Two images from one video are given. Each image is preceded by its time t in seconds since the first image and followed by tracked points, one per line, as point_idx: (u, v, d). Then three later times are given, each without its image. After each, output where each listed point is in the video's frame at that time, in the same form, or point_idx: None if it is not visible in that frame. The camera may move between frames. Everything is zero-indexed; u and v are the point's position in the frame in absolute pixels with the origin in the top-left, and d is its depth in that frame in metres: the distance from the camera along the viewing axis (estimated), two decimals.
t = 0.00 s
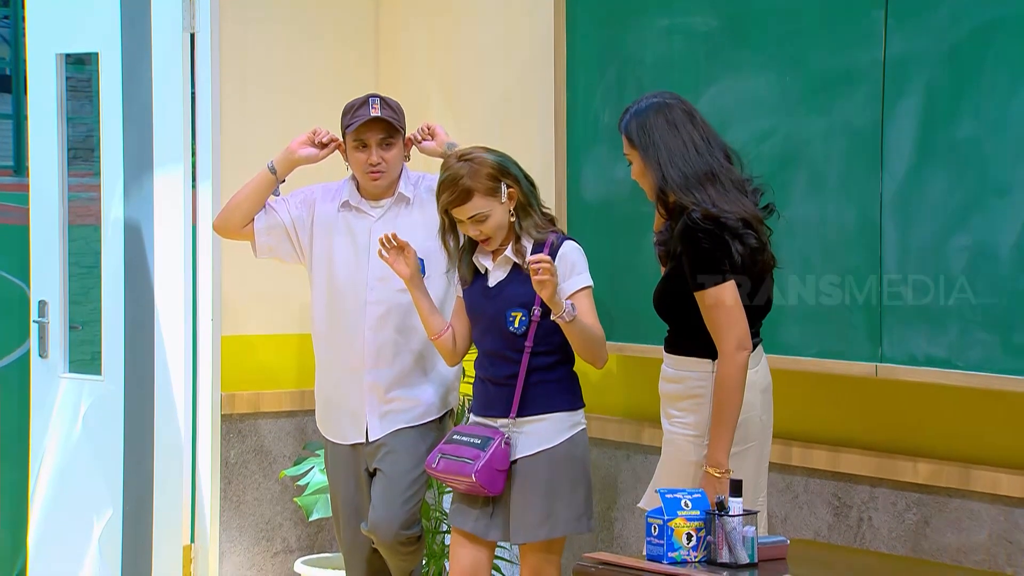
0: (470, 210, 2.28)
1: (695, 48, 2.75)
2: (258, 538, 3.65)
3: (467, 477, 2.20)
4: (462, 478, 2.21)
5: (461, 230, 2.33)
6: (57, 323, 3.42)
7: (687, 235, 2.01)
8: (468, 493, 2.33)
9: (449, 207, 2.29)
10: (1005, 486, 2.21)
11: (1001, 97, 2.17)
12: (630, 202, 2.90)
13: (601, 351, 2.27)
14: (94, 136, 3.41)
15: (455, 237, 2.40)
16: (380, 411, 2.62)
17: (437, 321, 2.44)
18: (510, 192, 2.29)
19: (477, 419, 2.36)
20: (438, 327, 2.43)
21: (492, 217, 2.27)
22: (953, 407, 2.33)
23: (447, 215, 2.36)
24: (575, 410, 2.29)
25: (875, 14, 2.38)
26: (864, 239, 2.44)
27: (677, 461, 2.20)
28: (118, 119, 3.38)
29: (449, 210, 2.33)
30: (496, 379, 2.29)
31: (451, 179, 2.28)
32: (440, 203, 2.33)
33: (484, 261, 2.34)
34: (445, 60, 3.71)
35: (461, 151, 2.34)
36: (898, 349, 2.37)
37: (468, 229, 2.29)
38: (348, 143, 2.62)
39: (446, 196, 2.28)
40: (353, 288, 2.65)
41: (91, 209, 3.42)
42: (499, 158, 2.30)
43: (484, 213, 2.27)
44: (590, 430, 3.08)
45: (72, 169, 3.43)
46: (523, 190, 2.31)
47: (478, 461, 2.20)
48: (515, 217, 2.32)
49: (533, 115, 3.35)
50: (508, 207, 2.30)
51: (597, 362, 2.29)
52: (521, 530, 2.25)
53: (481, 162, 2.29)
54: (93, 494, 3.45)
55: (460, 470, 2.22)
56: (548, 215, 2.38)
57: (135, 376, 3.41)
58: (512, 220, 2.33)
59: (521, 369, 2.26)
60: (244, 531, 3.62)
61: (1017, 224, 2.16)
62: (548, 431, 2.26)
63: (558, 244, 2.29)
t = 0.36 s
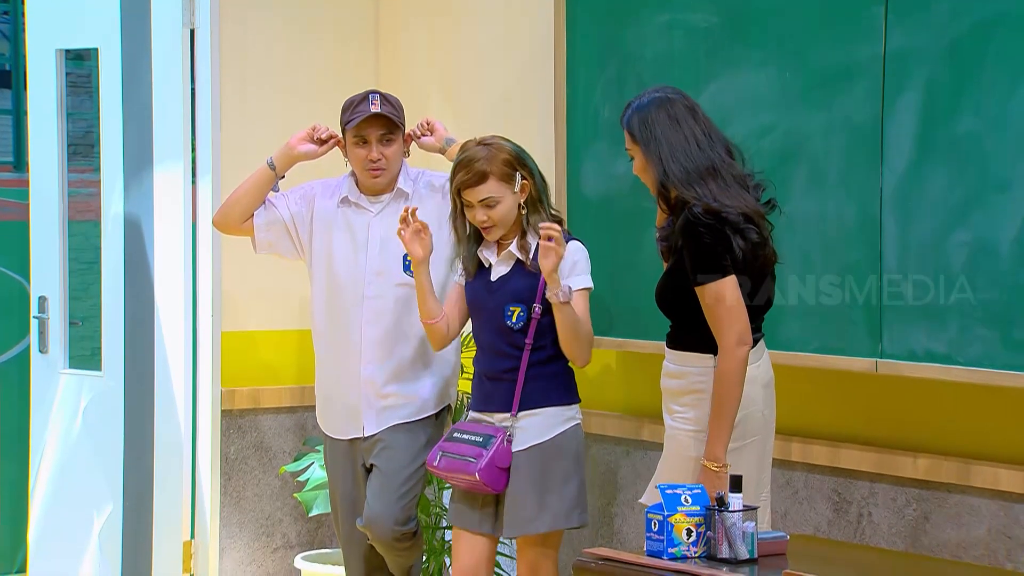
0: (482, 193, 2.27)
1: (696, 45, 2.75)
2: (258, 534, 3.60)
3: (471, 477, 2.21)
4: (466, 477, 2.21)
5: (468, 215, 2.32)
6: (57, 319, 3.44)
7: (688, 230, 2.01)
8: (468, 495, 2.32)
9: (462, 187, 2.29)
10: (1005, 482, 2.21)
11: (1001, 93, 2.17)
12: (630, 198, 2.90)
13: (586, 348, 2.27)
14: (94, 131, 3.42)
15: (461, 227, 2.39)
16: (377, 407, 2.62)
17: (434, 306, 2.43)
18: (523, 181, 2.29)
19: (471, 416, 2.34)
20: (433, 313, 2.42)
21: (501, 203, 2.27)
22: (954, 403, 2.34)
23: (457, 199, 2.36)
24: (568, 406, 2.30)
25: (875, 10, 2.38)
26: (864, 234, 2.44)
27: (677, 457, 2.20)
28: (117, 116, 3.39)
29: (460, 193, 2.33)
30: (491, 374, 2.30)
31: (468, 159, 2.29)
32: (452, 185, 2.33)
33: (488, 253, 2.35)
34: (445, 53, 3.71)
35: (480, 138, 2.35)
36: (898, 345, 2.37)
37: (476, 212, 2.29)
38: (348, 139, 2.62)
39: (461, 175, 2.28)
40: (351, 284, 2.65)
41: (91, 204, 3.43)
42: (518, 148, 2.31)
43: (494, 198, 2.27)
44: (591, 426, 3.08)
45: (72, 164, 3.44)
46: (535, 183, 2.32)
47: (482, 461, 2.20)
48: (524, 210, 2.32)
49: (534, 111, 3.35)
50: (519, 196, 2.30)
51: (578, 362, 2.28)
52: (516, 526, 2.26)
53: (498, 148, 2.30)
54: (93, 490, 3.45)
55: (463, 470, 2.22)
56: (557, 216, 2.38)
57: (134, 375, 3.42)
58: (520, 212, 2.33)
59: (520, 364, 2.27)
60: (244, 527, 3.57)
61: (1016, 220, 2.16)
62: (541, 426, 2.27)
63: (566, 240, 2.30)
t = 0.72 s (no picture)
0: (485, 191, 2.27)
1: (695, 42, 2.75)
2: (257, 531, 3.61)
3: (472, 474, 2.21)
4: (465, 474, 2.21)
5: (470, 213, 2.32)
6: (56, 316, 3.46)
7: (688, 227, 2.01)
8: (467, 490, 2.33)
9: (463, 188, 2.28)
10: (1005, 479, 2.21)
11: (1000, 91, 2.17)
12: (629, 196, 2.90)
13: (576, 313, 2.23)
14: (93, 129, 3.44)
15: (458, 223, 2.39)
16: (376, 404, 2.62)
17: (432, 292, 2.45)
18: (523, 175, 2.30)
19: (462, 408, 2.36)
20: (431, 304, 2.45)
21: (505, 200, 2.28)
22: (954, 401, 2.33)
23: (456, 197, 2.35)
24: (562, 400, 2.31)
25: (875, 8, 2.38)
26: (864, 232, 2.44)
27: (677, 454, 2.20)
28: (116, 114, 3.40)
29: (459, 195, 2.31)
30: (486, 367, 2.30)
31: (468, 158, 2.27)
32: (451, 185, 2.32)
33: (482, 247, 2.35)
34: (445, 52, 3.71)
35: (472, 136, 2.34)
36: (898, 343, 2.37)
37: (481, 210, 2.28)
38: (344, 137, 2.62)
39: (462, 176, 2.27)
40: (348, 282, 2.65)
41: (90, 202, 3.45)
42: (512, 142, 2.33)
43: (498, 195, 2.27)
44: (590, 423, 3.08)
45: (71, 161, 3.46)
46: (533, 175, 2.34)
47: (480, 457, 2.20)
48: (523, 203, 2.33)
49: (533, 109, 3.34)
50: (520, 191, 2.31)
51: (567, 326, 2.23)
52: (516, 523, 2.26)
53: (494, 144, 2.30)
54: (93, 487, 3.47)
55: (461, 467, 2.22)
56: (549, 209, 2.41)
57: (133, 373, 3.43)
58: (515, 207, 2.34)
59: (515, 356, 2.27)
60: (243, 524, 3.57)
61: (1015, 218, 2.16)
62: (537, 417, 2.27)
63: (560, 234, 2.34)
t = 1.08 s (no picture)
0: (472, 207, 2.28)
1: (695, 43, 2.75)
2: (257, 533, 3.62)
3: (463, 470, 2.22)
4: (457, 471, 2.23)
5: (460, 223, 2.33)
6: (56, 317, 3.46)
7: (688, 226, 2.01)
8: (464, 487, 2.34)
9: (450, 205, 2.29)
10: (1005, 480, 2.21)
11: (1001, 91, 2.17)
12: (629, 196, 2.90)
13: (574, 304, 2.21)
14: (93, 130, 3.44)
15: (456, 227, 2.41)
16: (380, 405, 2.62)
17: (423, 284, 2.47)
18: (511, 187, 2.30)
19: (458, 407, 2.37)
20: (423, 296, 2.47)
21: (493, 213, 2.28)
22: (954, 401, 2.33)
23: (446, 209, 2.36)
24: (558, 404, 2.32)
25: (874, 8, 2.38)
26: (864, 233, 2.44)
27: (676, 455, 2.20)
28: (116, 115, 3.40)
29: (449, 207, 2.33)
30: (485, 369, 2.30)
31: (451, 177, 2.27)
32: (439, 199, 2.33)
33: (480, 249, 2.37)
34: (445, 53, 3.71)
35: (460, 147, 2.32)
36: (898, 343, 2.37)
37: (469, 224, 2.30)
38: (346, 136, 2.62)
39: (448, 195, 2.28)
40: (348, 281, 2.65)
41: (90, 203, 3.45)
42: (499, 154, 2.30)
43: (485, 210, 2.28)
44: (590, 424, 3.08)
45: (71, 162, 3.46)
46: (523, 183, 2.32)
47: (472, 454, 2.21)
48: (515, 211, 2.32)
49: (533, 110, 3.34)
50: (508, 201, 2.31)
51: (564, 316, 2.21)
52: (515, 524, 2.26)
53: (480, 159, 2.28)
54: (92, 488, 3.47)
55: (453, 464, 2.23)
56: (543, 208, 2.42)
57: (133, 372, 3.42)
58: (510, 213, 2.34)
59: (512, 360, 2.28)
60: (243, 525, 3.58)
61: (1015, 219, 2.16)
62: (537, 420, 2.28)
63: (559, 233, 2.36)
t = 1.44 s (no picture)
0: (482, 208, 2.29)
1: (695, 43, 2.75)
2: (257, 533, 3.64)
3: (466, 472, 2.20)
4: (459, 473, 2.21)
5: (467, 225, 2.35)
6: (56, 317, 3.46)
7: (689, 226, 2.01)
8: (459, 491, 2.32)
9: (461, 205, 2.30)
10: (1005, 481, 2.21)
11: (1000, 91, 2.17)
12: (630, 196, 2.90)
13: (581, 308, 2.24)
14: (93, 130, 3.44)
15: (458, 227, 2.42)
16: (384, 405, 2.62)
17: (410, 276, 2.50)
18: (522, 192, 2.32)
19: (454, 415, 2.36)
20: (409, 288, 2.49)
21: (503, 216, 2.30)
22: (955, 401, 2.33)
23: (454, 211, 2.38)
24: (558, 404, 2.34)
25: (874, 8, 2.38)
26: (864, 233, 2.44)
27: (677, 455, 2.20)
28: (116, 115, 3.39)
29: (458, 209, 2.35)
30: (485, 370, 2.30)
31: (466, 177, 2.29)
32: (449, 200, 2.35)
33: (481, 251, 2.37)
34: (445, 53, 3.71)
35: (473, 149, 2.36)
36: (898, 343, 2.37)
37: (478, 226, 2.31)
38: (351, 138, 2.62)
39: (460, 194, 2.29)
40: (352, 280, 2.65)
41: (90, 203, 3.45)
42: (513, 158, 2.33)
43: (495, 211, 2.29)
44: (591, 424, 3.09)
45: (71, 162, 3.46)
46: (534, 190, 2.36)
47: (475, 456, 2.21)
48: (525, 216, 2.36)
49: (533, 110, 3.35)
50: (518, 205, 2.33)
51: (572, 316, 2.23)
52: (517, 523, 2.26)
53: (494, 161, 2.31)
54: (93, 488, 3.47)
55: (455, 466, 2.22)
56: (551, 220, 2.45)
57: (133, 371, 3.42)
58: (518, 219, 2.36)
59: (515, 359, 2.29)
60: (244, 525, 3.60)
61: (1015, 218, 2.16)
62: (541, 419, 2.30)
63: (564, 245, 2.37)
